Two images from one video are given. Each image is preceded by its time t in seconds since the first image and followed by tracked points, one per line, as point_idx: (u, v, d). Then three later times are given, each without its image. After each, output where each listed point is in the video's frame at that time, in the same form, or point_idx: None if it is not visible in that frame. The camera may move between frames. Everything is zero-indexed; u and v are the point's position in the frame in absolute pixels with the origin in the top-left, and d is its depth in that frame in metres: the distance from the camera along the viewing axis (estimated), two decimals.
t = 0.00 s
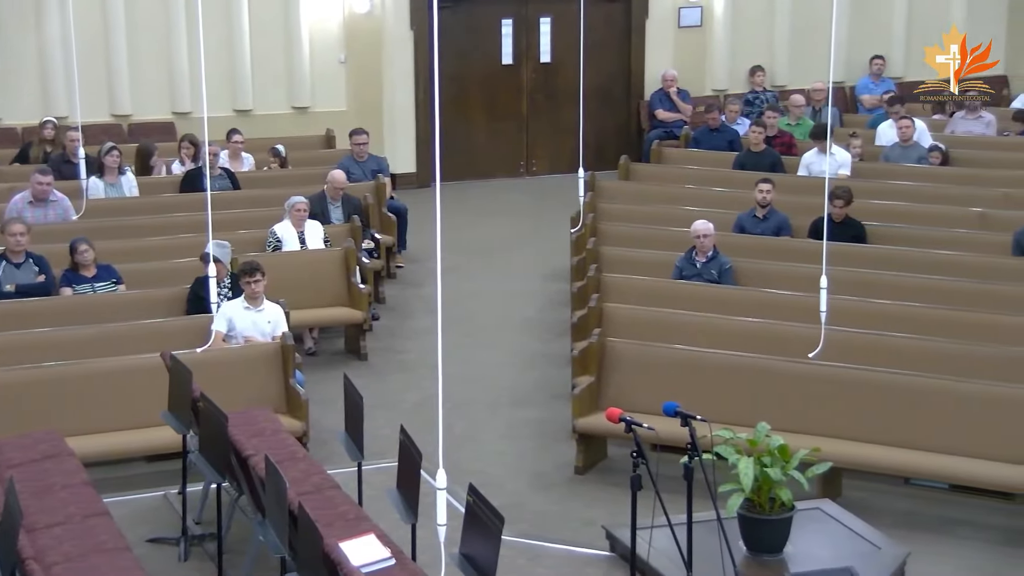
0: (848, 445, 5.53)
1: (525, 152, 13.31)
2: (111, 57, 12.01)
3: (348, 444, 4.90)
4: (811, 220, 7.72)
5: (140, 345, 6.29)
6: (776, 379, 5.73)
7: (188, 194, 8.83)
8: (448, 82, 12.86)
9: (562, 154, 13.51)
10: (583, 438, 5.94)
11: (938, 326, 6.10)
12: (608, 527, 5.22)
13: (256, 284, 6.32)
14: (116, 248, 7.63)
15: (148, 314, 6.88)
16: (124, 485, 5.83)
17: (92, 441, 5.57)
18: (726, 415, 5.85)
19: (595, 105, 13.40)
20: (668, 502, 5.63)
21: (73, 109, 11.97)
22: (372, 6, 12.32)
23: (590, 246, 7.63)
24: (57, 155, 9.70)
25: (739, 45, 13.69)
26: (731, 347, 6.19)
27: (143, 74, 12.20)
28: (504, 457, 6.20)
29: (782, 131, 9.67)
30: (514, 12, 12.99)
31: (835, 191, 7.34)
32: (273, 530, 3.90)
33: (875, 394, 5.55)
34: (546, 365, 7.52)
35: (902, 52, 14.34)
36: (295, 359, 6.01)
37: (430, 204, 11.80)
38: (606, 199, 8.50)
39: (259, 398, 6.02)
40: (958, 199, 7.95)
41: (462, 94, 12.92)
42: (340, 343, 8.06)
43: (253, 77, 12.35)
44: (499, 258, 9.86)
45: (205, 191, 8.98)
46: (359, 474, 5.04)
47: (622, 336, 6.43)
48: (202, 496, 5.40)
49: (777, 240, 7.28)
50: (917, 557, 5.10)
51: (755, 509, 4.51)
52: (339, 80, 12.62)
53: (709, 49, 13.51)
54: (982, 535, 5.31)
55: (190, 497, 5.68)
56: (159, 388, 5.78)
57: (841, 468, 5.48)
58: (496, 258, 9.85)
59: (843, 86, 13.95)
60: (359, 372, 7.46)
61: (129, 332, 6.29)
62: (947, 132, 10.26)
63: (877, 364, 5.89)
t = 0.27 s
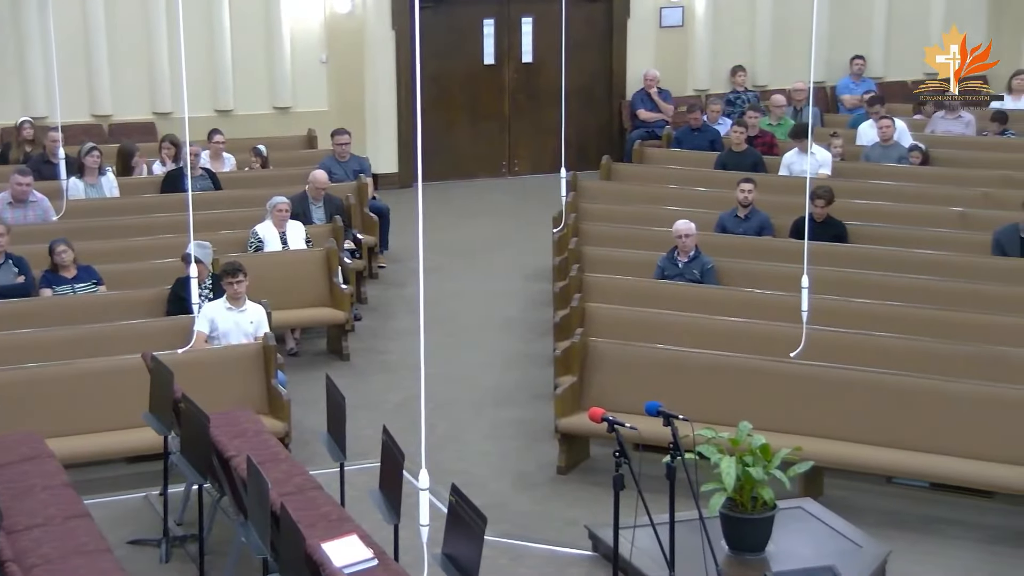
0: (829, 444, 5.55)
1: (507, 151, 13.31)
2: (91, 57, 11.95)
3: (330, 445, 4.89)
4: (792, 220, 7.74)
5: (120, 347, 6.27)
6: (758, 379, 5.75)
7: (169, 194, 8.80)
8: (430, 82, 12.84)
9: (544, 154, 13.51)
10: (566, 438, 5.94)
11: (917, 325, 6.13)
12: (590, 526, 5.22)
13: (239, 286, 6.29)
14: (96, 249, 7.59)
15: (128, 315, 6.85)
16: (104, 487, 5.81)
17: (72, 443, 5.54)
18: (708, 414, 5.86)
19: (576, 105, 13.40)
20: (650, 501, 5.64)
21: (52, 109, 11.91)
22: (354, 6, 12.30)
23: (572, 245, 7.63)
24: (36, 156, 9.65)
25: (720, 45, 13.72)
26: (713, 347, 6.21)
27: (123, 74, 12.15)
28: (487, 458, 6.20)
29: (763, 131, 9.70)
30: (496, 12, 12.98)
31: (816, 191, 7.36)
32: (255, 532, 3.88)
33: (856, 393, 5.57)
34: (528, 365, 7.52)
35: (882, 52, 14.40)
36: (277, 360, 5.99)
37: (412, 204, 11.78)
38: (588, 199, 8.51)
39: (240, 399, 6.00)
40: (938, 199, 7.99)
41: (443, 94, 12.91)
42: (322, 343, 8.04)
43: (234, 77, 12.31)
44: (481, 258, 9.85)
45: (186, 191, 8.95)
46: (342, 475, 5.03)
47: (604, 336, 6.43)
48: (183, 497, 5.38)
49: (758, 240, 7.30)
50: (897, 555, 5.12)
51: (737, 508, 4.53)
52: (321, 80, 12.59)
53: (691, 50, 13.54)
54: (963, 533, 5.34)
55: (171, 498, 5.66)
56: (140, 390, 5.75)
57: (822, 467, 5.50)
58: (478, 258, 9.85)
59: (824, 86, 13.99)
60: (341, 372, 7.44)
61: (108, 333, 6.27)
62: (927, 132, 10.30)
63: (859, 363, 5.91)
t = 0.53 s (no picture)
0: (811, 444, 5.56)
1: (489, 151, 13.31)
2: (71, 57, 11.89)
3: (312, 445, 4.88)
4: (774, 220, 7.76)
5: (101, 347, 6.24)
6: (740, 378, 5.76)
7: (150, 194, 8.76)
8: (412, 82, 12.83)
9: (527, 154, 13.51)
10: (548, 438, 5.94)
11: (897, 324, 6.15)
12: (573, 526, 5.22)
13: (221, 286, 6.28)
14: (77, 249, 7.56)
15: (110, 315, 6.82)
16: (86, 488, 5.78)
17: (53, 445, 5.51)
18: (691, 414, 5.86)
19: (559, 105, 13.41)
20: (633, 501, 5.65)
21: (32, 110, 11.85)
22: (335, 6, 12.28)
23: (555, 245, 7.64)
24: (17, 156, 9.60)
25: (703, 45, 13.74)
26: (696, 346, 6.22)
27: (103, 74, 12.10)
28: (470, 458, 6.20)
29: (745, 131, 9.72)
30: (478, 12, 12.97)
31: (798, 191, 7.38)
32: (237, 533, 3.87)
33: (837, 392, 5.59)
34: (511, 365, 7.52)
35: (863, 52, 14.45)
36: (260, 360, 5.98)
37: (395, 204, 11.77)
38: (570, 199, 8.52)
39: (223, 400, 5.98)
40: (919, 198, 8.02)
41: (426, 94, 12.89)
42: (304, 344, 8.03)
43: (216, 77, 12.27)
44: (464, 258, 9.85)
45: (168, 192, 8.92)
46: (325, 475, 5.02)
47: (587, 336, 6.44)
48: (165, 498, 5.36)
49: (741, 240, 7.31)
50: (879, 553, 5.14)
51: (719, 508, 4.54)
52: (303, 80, 12.56)
53: (673, 50, 13.56)
54: (945, 532, 5.36)
55: (153, 499, 5.64)
56: (122, 391, 5.73)
57: (804, 466, 5.52)
58: (460, 258, 9.84)
59: (805, 86, 14.03)
60: (324, 373, 7.43)
61: (90, 334, 6.24)
62: (908, 132, 10.34)
63: (841, 362, 5.93)
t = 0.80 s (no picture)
0: (793, 443, 5.58)
1: (472, 151, 13.30)
2: (51, 57, 11.84)
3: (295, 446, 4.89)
4: (755, 220, 7.78)
5: (81, 349, 6.23)
6: (722, 378, 5.78)
7: (131, 195, 8.72)
8: (394, 82, 12.81)
9: (509, 154, 13.51)
10: (531, 438, 5.94)
11: (878, 323, 6.17)
12: (556, 526, 5.22)
13: (203, 288, 6.22)
14: (57, 250, 7.52)
15: (90, 317, 6.80)
16: (66, 490, 5.75)
17: (33, 446, 5.49)
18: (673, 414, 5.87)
19: (541, 105, 13.41)
20: (616, 501, 5.66)
21: (12, 110, 11.79)
22: (317, 6, 12.26)
23: (537, 245, 7.64)
24: None
25: (684, 45, 13.77)
26: (678, 346, 6.23)
27: (84, 74, 12.05)
28: (453, 458, 6.19)
29: (727, 131, 9.74)
30: (459, 12, 12.97)
31: (780, 191, 7.40)
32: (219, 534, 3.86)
33: (818, 392, 5.60)
34: (494, 365, 7.52)
35: (844, 52, 14.51)
36: (241, 361, 5.96)
37: (377, 204, 11.76)
38: (552, 199, 8.52)
39: (205, 401, 5.96)
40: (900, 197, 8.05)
41: (408, 94, 12.88)
42: (287, 345, 8.01)
43: (197, 76, 12.23)
44: (445, 257, 9.85)
45: (149, 192, 8.89)
46: (307, 476, 5.01)
47: (569, 335, 6.44)
48: (147, 500, 5.33)
49: (723, 239, 7.33)
50: (860, 552, 5.16)
51: (702, 507, 4.55)
52: (284, 80, 12.54)
53: (654, 50, 13.59)
54: (927, 530, 5.38)
55: (135, 500, 5.61)
56: (103, 392, 5.70)
57: (786, 465, 5.53)
58: (443, 258, 9.83)
59: (786, 86, 14.07)
60: (306, 373, 7.41)
61: (70, 335, 6.22)
62: (888, 132, 10.38)
63: (823, 361, 5.94)
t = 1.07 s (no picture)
0: (775, 442, 5.59)
1: (454, 151, 13.29)
2: (30, 57, 11.78)
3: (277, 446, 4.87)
4: (737, 219, 7.80)
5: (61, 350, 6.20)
6: (704, 378, 5.79)
7: (111, 195, 8.68)
8: (376, 82, 12.79)
9: (491, 154, 13.51)
10: (514, 438, 5.94)
11: (859, 323, 6.19)
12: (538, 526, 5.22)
13: (188, 292, 6.23)
14: (37, 251, 7.48)
15: (71, 318, 6.76)
16: (46, 492, 5.72)
17: (13, 448, 5.45)
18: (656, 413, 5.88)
19: (522, 105, 13.41)
20: (598, 500, 5.66)
21: None
22: (298, 6, 12.24)
23: (519, 245, 7.64)
24: None
25: (666, 44, 13.80)
26: (660, 346, 6.24)
27: (64, 74, 11.99)
28: (435, 458, 6.19)
29: (708, 131, 9.76)
30: (441, 12, 12.96)
31: (761, 190, 7.42)
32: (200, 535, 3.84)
33: (800, 391, 5.62)
34: (476, 364, 7.51)
35: (825, 52, 14.56)
36: (223, 362, 5.94)
37: (359, 205, 11.75)
38: (535, 199, 8.52)
39: (186, 402, 5.94)
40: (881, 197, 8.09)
41: (390, 94, 12.86)
42: (269, 345, 7.99)
43: (178, 76, 12.18)
44: (428, 258, 9.84)
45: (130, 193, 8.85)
46: (289, 477, 4.99)
47: (551, 335, 6.44)
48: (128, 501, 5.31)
49: (705, 239, 7.34)
50: (842, 551, 5.18)
51: (684, 507, 4.56)
52: (266, 81, 12.51)
53: (636, 50, 13.61)
54: (908, 528, 5.40)
55: (116, 502, 5.59)
56: (83, 394, 5.67)
57: (768, 464, 5.55)
58: (425, 258, 9.83)
59: (768, 86, 14.11)
60: (288, 374, 7.39)
61: (50, 337, 6.20)
62: (869, 132, 10.42)
63: (805, 361, 5.96)
